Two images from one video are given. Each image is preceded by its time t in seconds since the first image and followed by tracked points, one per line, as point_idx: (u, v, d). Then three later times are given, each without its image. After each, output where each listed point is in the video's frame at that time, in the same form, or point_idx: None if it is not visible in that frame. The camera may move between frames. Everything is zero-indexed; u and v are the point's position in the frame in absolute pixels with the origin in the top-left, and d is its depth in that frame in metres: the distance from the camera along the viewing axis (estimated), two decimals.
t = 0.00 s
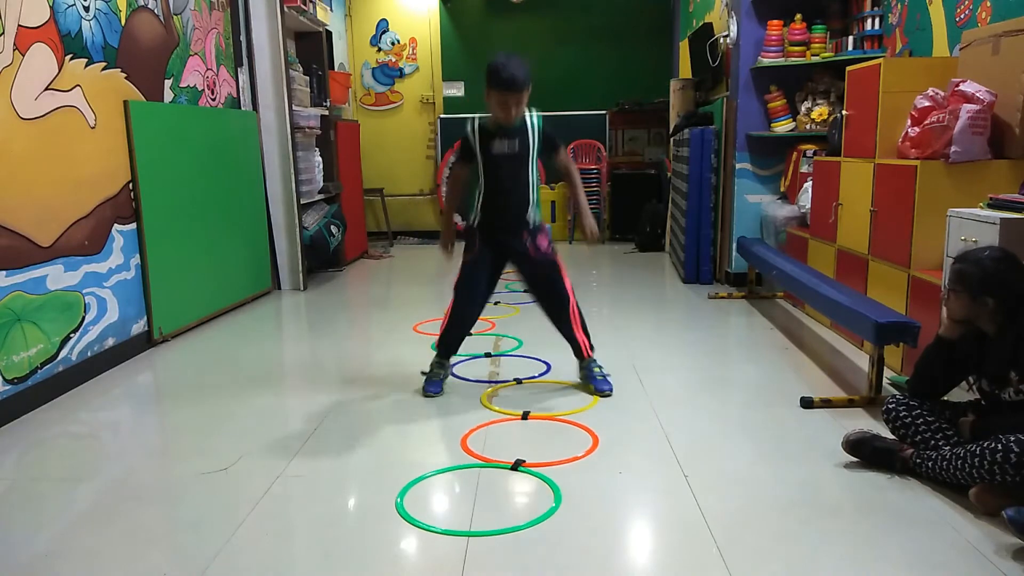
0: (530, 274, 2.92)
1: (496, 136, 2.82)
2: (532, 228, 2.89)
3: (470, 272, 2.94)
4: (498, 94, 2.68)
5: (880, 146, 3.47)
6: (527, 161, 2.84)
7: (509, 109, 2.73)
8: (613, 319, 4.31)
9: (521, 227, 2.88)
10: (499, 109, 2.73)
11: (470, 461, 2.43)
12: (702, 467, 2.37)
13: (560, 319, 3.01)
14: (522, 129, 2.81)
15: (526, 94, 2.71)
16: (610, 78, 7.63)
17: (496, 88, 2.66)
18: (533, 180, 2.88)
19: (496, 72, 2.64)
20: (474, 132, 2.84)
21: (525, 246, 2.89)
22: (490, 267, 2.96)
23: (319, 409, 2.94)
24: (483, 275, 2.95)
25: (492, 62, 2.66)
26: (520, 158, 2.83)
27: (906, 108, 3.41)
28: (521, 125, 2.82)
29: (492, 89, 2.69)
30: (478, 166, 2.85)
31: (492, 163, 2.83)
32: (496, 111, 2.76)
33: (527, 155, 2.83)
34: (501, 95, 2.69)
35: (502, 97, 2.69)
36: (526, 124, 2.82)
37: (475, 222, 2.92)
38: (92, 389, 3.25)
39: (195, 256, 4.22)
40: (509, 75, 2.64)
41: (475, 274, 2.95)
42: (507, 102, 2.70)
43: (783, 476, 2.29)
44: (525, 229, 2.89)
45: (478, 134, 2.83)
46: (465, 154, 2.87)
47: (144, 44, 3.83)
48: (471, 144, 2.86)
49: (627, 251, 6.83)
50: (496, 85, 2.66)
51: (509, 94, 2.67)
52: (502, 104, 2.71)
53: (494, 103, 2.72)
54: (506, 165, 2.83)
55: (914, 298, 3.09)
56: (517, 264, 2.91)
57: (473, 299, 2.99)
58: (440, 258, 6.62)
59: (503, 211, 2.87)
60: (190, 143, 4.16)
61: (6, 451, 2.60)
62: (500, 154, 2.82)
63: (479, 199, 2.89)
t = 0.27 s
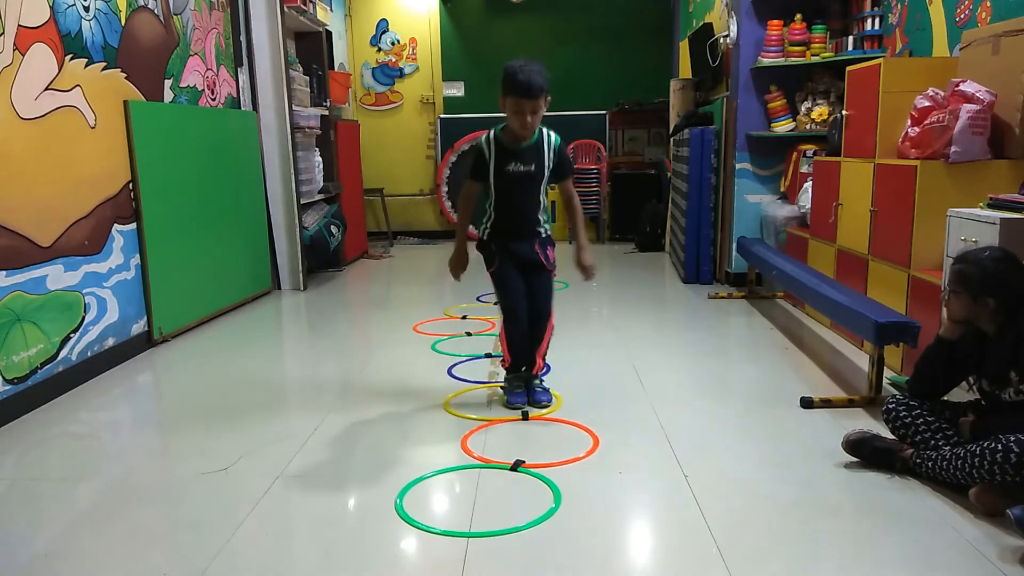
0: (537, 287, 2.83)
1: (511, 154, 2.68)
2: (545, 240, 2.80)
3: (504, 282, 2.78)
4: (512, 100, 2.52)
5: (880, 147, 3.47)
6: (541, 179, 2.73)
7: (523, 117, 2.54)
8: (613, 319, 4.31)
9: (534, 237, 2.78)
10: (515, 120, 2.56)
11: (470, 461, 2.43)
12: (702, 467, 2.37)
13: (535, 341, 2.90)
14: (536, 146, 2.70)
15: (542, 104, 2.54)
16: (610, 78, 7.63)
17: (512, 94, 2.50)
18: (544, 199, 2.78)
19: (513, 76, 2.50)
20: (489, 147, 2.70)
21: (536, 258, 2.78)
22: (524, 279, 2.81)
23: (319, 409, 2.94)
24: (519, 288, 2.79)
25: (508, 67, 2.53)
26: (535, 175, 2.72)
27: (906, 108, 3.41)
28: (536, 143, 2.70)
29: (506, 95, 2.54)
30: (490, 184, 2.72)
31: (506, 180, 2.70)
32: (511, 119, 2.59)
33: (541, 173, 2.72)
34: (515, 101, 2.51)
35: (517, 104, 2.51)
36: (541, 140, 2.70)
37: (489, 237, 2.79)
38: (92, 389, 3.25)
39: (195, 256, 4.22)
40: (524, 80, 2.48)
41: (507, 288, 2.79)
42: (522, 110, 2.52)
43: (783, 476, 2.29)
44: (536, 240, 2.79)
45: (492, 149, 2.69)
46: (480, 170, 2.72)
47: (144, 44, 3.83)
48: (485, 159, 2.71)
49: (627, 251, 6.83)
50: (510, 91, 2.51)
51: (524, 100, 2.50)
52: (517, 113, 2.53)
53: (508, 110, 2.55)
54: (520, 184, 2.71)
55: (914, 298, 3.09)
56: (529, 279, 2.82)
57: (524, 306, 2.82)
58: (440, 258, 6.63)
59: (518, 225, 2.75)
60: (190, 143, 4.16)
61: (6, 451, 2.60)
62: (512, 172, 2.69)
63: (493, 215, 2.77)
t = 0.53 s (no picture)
0: (548, 249, 2.64)
1: (516, 90, 2.56)
2: (551, 201, 2.59)
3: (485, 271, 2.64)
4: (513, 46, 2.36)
5: (880, 147, 3.47)
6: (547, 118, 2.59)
7: (525, 71, 2.41)
8: (613, 319, 4.31)
9: (539, 196, 2.58)
10: (515, 69, 2.42)
11: (470, 461, 2.43)
12: (702, 467, 2.37)
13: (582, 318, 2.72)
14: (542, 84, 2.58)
15: (545, 55, 2.38)
16: (611, 78, 7.63)
17: (513, 42, 2.35)
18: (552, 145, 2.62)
19: (513, 23, 2.33)
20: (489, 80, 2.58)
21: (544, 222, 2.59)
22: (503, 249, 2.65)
23: (319, 409, 2.94)
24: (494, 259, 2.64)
25: (510, 12, 2.34)
26: (539, 111, 2.58)
27: (906, 108, 3.41)
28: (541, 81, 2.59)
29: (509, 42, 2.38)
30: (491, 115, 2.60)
31: (511, 112, 2.57)
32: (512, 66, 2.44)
33: (548, 107, 2.59)
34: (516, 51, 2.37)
35: (518, 55, 2.37)
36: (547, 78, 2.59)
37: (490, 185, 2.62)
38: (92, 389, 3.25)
39: (196, 257, 4.22)
40: (528, 30, 2.31)
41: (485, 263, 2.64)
42: (525, 62, 2.38)
43: (783, 476, 2.29)
44: (544, 200, 2.58)
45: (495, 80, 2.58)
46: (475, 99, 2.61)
47: (144, 44, 3.83)
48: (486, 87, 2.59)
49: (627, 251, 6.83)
50: (513, 37, 2.33)
51: (525, 49, 2.34)
52: (518, 64, 2.39)
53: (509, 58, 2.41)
54: (527, 118, 2.57)
55: (914, 298, 3.09)
56: (532, 240, 2.62)
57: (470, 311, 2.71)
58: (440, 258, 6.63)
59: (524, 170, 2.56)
60: (190, 143, 4.16)
61: (6, 451, 2.60)
62: (518, 105, 2.56)
63: (495, 159, 2.60)
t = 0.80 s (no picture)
0: (552, 293, 2.43)
1: (515, 136, 2.31)
2: (560, 246, 2.39)
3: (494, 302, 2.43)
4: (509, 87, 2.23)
5: (880, 147, 3.47)
6: (551, 167, 2.34)
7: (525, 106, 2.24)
8: (613, 319, 4.31)
9: (548, 240, 2.38)
10: (516, 106, 2.24)
11: (470, 461, 2.43)
12: (702, 467, 2.37)
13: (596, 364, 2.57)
14: (544, 131, 2.32)
15: (545, 92, 2.23)
16: (611, 78, 7.63)
17: (513, 76, 2.19)
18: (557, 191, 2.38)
19: (513, 56, 2.18)
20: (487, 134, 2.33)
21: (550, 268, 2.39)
22: (513, 291, 2.43)
23: (319, 409, 2.94)
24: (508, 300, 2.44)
25: (509, 45, 2.21)
26: (544, 162, 2.33)
27: (906, 108, 3.41)
28: (542, 125, 2.32)
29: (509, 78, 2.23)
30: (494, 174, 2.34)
31: (510, 168, 2.32)
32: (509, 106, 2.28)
33: (552, 159, 2.34)
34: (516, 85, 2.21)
35: (519, 87, 2.20)
36: (548, 123, 2.32)
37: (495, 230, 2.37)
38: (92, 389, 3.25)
39: (196, 257, 4.22)
40: (528, 59, 2.17)
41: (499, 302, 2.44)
42: (525, 94, 2.21)
43: (783, 476, 2.29)
44: (552, 245, 2.38)
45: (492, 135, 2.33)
46: (477, 161, 2.33)
47: (144, 44, 3.83)
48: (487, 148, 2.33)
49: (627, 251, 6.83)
50: (512, 73, 2.19)
51: (528, 81, 2.19)
52: (519, 97, 2.22)
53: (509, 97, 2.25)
54: (529, 173, 2.32)
55: (914, 298, 3.09)
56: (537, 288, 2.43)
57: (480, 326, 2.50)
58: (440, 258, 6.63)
59: (527, 216, 2.35)
60: (190, 142, 4.16)
61: (6, 451, 2.60)
62: (520, 160, 2.31)
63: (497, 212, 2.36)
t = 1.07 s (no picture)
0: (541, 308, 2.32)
1: (505, 142, 2.17)
2: (555, 257, 2.25)
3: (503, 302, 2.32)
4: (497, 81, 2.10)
5: (880, 147, 3.47)
6: (546, 174, 2.18)
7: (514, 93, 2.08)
8: (613, 319, 4.31)
9: (543, 253, 2.23)
10: (506, 98, 2.10)
11: (470, 461, 2.43)
12: (702, 467, 2.37)
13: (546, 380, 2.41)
14: (538, 133, 2.17)
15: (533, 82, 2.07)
16: (610, 78, 7.63)
17: (501, 65, 2.06)
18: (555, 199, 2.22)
19: (503, 42, 2.06)
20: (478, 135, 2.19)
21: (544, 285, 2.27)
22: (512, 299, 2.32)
23: (319, 409, 2.94)
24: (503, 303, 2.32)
25: (498, 33, 2.10)
26: (538, 168, 2.17)
27: (906, 108, 3.41)
28: (535, 128, 2.17)
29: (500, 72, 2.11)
30: (484, 179, 2.20)
31: (502, 175, 2.18)
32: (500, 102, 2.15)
33: (547, 164, 2.18)
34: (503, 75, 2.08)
35: (508, 76, 2.06)
36: (542, 125, 2.17)
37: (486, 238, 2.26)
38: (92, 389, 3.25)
39: (196, 257, 4.22)
40: (514, 44, 2.04)
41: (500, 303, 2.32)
42: (515, 83, 2.07)
43: (783, 476, 2.29)
44: (547, 258, 2.24)
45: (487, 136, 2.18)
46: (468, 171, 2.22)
47: (144, 44, 3.83)
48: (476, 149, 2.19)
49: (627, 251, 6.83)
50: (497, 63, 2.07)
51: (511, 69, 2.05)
52: (508, 88, 2.08)
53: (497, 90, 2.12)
54: (521, 181, 2.17)
55: (914, 298, 3.09)
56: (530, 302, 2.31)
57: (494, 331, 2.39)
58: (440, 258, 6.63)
59: (519, 227, 2.21)
60: (190, 142, 4.16)
61: (6, 451, 2.60)
62: (511, 166, 2.17)
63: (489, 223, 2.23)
